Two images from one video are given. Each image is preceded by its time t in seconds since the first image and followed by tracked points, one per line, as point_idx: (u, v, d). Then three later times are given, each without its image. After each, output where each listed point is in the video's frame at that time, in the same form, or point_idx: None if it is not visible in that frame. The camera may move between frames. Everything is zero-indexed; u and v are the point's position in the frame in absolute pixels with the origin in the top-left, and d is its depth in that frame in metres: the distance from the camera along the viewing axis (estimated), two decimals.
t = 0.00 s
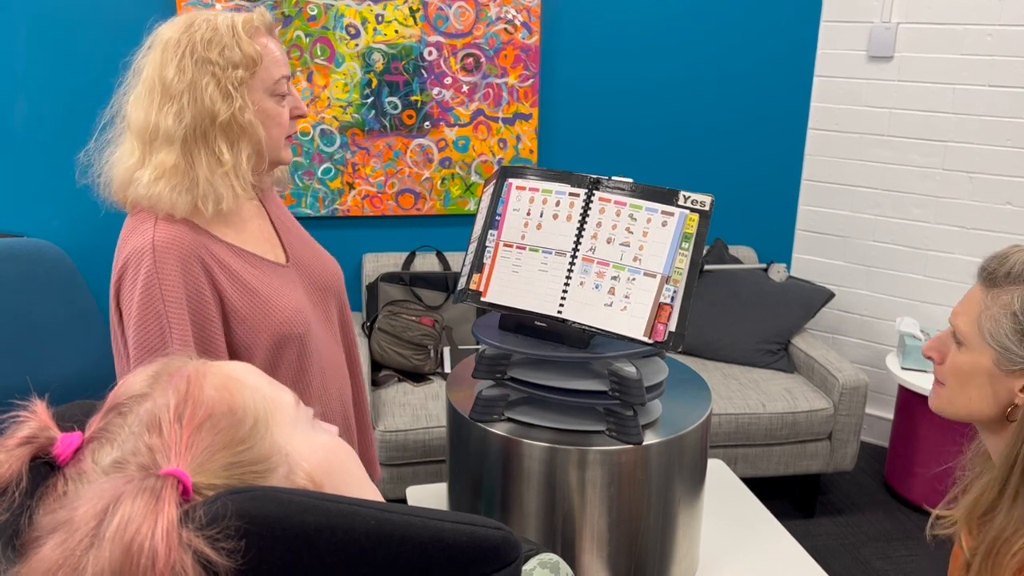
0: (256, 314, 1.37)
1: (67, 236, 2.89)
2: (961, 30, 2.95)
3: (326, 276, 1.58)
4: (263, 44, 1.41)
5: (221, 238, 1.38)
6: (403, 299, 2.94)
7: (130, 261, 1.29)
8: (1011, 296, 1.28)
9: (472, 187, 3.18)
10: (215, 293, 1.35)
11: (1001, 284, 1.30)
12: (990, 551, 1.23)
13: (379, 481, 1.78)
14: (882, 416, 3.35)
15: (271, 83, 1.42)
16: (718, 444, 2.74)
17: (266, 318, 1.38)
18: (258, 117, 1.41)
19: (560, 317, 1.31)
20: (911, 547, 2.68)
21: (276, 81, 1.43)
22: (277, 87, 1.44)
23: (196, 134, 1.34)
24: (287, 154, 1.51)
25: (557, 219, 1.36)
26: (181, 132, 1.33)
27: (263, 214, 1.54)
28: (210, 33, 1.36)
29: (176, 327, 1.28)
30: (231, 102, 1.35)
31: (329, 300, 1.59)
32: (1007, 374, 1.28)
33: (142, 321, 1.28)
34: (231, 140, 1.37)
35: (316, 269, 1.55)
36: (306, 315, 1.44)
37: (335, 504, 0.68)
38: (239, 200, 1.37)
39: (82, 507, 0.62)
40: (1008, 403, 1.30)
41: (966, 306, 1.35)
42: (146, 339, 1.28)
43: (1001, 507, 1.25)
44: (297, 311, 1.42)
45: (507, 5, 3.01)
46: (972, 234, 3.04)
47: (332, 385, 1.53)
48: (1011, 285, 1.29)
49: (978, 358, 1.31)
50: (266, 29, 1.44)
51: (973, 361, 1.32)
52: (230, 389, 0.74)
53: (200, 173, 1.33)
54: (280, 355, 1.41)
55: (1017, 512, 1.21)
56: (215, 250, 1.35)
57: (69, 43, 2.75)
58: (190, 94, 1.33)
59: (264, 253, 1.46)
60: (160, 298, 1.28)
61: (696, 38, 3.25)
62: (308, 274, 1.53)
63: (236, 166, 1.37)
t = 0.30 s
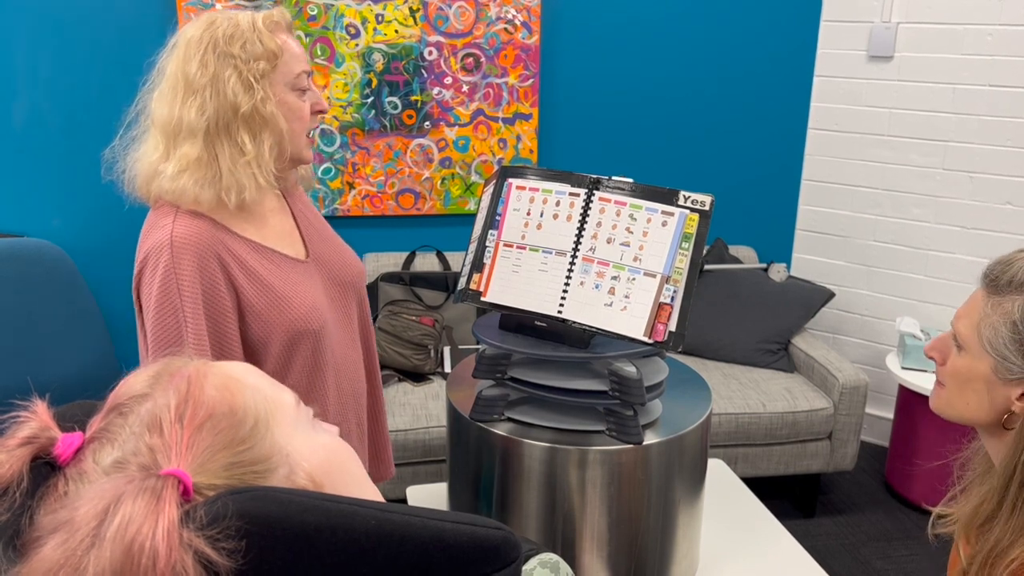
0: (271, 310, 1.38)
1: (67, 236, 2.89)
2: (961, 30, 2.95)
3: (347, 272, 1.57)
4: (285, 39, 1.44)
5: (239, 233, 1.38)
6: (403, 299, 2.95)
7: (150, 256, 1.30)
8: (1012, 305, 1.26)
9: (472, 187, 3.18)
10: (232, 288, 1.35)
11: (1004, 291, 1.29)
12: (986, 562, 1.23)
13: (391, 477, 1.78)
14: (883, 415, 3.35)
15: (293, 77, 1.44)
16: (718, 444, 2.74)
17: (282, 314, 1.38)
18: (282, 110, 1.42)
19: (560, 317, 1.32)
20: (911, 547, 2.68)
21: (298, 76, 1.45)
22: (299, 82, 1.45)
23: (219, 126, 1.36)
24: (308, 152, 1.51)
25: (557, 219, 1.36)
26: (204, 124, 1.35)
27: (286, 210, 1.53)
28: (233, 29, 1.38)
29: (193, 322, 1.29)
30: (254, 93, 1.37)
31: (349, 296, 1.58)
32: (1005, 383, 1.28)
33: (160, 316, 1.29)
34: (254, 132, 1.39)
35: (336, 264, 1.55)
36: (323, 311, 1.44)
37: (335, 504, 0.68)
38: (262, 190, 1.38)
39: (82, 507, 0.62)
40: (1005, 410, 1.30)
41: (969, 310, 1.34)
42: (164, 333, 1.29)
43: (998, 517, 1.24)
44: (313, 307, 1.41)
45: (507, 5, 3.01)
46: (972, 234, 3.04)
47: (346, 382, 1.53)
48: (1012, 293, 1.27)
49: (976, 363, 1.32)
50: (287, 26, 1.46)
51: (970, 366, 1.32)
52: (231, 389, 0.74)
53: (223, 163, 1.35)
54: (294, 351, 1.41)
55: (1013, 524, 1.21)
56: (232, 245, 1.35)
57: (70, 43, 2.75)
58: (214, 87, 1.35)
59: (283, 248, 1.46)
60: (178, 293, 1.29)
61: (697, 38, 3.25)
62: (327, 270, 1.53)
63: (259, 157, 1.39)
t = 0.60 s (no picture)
0: (277, 304, 1.38)
1: (67, 236, 2.89)
2: (961, 30, 2.95)
3: (353, 269, 1.56)
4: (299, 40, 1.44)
5: (247, 227, 1.37)
6: (403, 299, 2.95)
7: (158, 248, 1.30)
8: (1009, 310, 1.26)
9: (472, 187, 3.18)
10: (240, 282, 1.35)
11: (1002, 296, 1.29)
12: (985, 570, 1.23)
13: (397, 475, 1.78)
14: (883, 415, 3.35)
15: (306, 77, 1.44)
16: (718, 443, 2.74)
17: (288, 308, 1.38)
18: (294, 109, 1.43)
19: (560, 317, 1.31)
20: (911, 547, 2.67)
21: (311, 76, 1.45)
22: (311, 82, 1.46)
23: (233, 122, 1.36)
24: (317, 152, 1.51)
25: (557, 219, 1.36)
26: (218, 120, 1.35)
27: (295, 208, 1.52)
28: (248, 28, 1.39)
29: (201, 315, 1.28)
30: (268, 91, 1.37)
31: (355, 294, 1.58)
32: (1001, 388, 1.28)
33: (169, 308, 1.28)
34: (267, 129, 1.39)
35: (342, 261, 1.54)
36: (329, 307, 1.44)
37: (334, 504, 0.68)
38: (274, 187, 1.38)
39: (80, 508, 0.62)
40: (1002, 414, 1.30)
41: (966, 315, 1.34)
42: (172, 325, 1.29)
43: (997, 524, 1.24)
44: (319, 303, 1.41)
45: (507, 4, 3.01)
46: (972, 234, 3.04)
47: (348, 380, 1.52)
48: (1010, 299, 1.27)
49: (973, 368, 1.32)
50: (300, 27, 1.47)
51: (968, 370, 1.32)
52: (230, 390, 0.74)
53: (236, 159, 1.35)
54: (299, 346, 1.41)
55: (1013, 532, 1.21)
56: (240, 238, 1.35)
57: (70, 43, 2.75)
58: (228, 83, 1.35)
59: (291, 244, 1.45)
60: (186, 285, 1.28)
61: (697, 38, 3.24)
62: (334, 267, 1.52)
63: (270, 153, 1.39)
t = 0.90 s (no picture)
0: (266, 306, 1.37)
1: (67, 236, 2.89)
2: (961, 29, 2.95)
3: (345, 272, 1.56)
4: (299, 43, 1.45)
5: (236, 228, 1.37)
6: (403, 299, 2.95)
7: (146, 248, 1.30)
8: (1007, 312, 1.26)
9: (472, 187, 3.18)
10: (228, 282, 1.35)
11: (999, 297, 1.29)
12: (983, 571, 1.23)
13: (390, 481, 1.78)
14: (882, 415, 3.35)
15: (304, 79, 1.44)
16: (718, 443, 2.74)
17: (277, 310, 1.38)
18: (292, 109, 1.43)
19: (560, 317, 1.31)
20: (911, 547, 2.67)
21: (309, 79, 1.45)
22: (309, 84, 1.46)
23: (229, 118, 1.36)
24: (311, 154, 1.51)
25: (556, 219, 1.35)
26: (214, 115, 1.35)
27: (286, 211, 1.53)
28: (250, 27, 1.39)
29: (187, 315, 1.28)
30: (266, 89, 1.37)
31: (347, 297, 1.58)
32: (999, 390, 1.28)
33: (155, 308, 1.28)
34: (263, 127, 1.39)
35: (334, 264, 1.54)
36: (319, 309, 1.43)
37: (334, 505, 0.68)
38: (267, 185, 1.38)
39: (80, 508, 0.62)
40: (1001, 416, 1.30)
41: (965, 316, 1.34)
42: (158, 325, 1.29)
43: (996, 526, 1.24)
44: (309, 306, 1.41)
45: (506, 4, 3.01)
46: (972, 234, 3.04)
47: (339, 383, 1.52)
48: (1007, 300, 1.27)
49: (971, 369, 1.32)
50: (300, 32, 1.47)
51: (966, 372, 1.32)
52: (230, 390, 0.74)
53: (231, 154, 1.35)
54: (288, 348, 1.41)
55: (1011, 533, 1.21)
56: (229, 239, 1.35)
57: (70, 43, 2.75)
58: (227, 80, 1.35)
59: (282, 246, 1.45)
60: (173, 285, 1.28)
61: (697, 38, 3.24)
62: (326, 269, 1.52)
63: (266, 151, 1.38)
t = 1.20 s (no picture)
0: (256, 308, 1.37)
1: (67, 236, 2.89)
2: (961, 29, 2.95)
3: (338, 274, 1.56)
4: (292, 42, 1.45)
5: (227, 229, 1.37)
6: (403, 299, 2.95)
7: (135, 250, 1.30)
8: (1005, 312, 1.26)
9: (471, 186, 3.18)
10: (217, 284, 1.35)
11: (995, 298, 1.29)
12: (983, 571, 1.22)
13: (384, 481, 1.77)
14: (882, 415, 3.35)
15: (296, 78, 1.44)
16: (718, 443, 2.74)
17: (267, 312, 1.38)
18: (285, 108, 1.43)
19: (560, 317, 1.31)
20: (911, 547, 2.67)
21: (301, 78, 1.45)
22: (302, 83, 1.45)
23: (219, 116, 1.36)
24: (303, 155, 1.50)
25: (556, 219, 1.35)
26: (204, 113, 1.35)
27: (279, 211, 1.54)
28: (242, 25, 1.40)
29: (175, 316, 1.28)
30: (257, 87, 1.37)
31: (340, 299, 1.58)
32: (998, 390, 1.28)
33: (143, 309, 1.28)
34: (254, 125, 1.39)
35: (327, 265, 1.54)
36: (310, 311, 1.43)
37: (333, 505, 0.68)
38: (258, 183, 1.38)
39: (80, 508, 0.62)
40: (999, 416, 1.30)
41: (962, 316, 1.34)
42: (146, 326, 1.29)
43: (994, 527, 1.24)
44: (299, 308, 1.41)
45: (506, 4, 3.01)
46: (973, 234, 3.04)
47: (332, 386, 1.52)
48: (1004, 301, 1.27)
49: (968, 370, 1.32)
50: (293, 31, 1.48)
51: (963, 372, 1.32)
52: (229, 390, 0.74)
53: (220, 152, 1.35)
54: (278, 350, 1.40)
55: (1010, 533, 1.21)
56: (219, 241, 1.35)
57: (70, 43, 2.74)
58: (217, 77, 1.36)
59: (273, 247, 1.45)
60: (160, 286, 1.28)
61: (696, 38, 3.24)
62: (318, 271, 1.52)
63: (256, 149, 1.38)
